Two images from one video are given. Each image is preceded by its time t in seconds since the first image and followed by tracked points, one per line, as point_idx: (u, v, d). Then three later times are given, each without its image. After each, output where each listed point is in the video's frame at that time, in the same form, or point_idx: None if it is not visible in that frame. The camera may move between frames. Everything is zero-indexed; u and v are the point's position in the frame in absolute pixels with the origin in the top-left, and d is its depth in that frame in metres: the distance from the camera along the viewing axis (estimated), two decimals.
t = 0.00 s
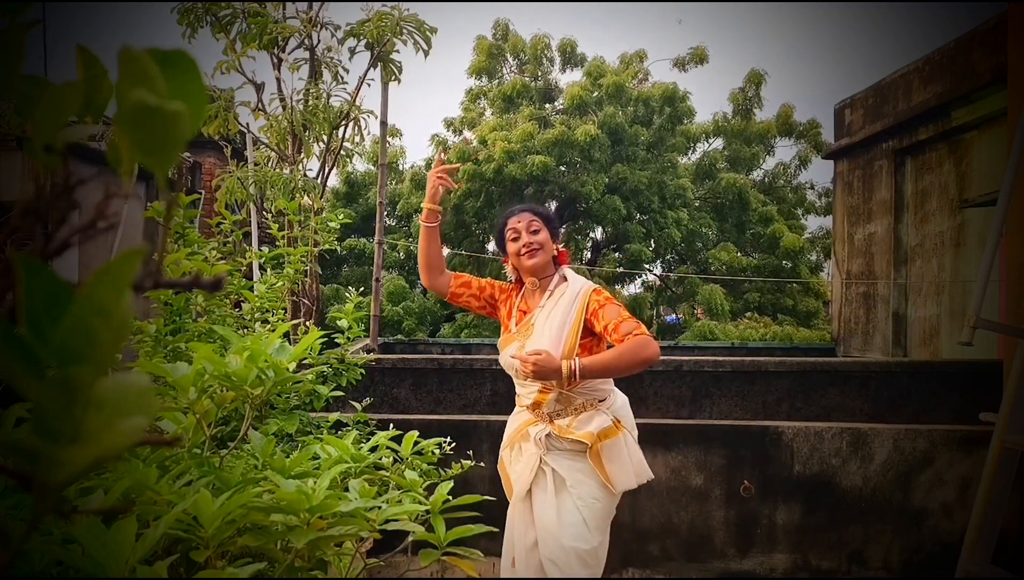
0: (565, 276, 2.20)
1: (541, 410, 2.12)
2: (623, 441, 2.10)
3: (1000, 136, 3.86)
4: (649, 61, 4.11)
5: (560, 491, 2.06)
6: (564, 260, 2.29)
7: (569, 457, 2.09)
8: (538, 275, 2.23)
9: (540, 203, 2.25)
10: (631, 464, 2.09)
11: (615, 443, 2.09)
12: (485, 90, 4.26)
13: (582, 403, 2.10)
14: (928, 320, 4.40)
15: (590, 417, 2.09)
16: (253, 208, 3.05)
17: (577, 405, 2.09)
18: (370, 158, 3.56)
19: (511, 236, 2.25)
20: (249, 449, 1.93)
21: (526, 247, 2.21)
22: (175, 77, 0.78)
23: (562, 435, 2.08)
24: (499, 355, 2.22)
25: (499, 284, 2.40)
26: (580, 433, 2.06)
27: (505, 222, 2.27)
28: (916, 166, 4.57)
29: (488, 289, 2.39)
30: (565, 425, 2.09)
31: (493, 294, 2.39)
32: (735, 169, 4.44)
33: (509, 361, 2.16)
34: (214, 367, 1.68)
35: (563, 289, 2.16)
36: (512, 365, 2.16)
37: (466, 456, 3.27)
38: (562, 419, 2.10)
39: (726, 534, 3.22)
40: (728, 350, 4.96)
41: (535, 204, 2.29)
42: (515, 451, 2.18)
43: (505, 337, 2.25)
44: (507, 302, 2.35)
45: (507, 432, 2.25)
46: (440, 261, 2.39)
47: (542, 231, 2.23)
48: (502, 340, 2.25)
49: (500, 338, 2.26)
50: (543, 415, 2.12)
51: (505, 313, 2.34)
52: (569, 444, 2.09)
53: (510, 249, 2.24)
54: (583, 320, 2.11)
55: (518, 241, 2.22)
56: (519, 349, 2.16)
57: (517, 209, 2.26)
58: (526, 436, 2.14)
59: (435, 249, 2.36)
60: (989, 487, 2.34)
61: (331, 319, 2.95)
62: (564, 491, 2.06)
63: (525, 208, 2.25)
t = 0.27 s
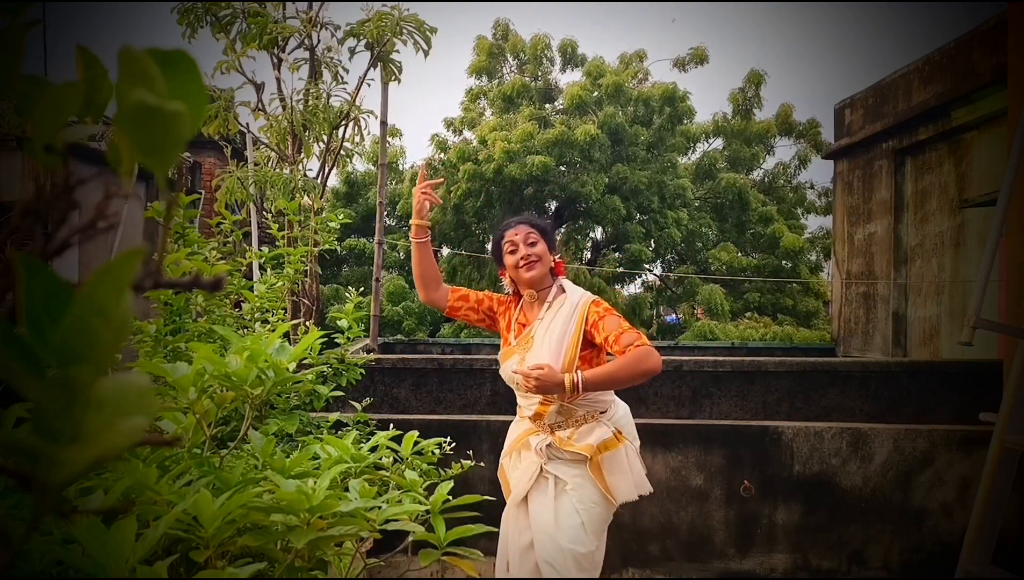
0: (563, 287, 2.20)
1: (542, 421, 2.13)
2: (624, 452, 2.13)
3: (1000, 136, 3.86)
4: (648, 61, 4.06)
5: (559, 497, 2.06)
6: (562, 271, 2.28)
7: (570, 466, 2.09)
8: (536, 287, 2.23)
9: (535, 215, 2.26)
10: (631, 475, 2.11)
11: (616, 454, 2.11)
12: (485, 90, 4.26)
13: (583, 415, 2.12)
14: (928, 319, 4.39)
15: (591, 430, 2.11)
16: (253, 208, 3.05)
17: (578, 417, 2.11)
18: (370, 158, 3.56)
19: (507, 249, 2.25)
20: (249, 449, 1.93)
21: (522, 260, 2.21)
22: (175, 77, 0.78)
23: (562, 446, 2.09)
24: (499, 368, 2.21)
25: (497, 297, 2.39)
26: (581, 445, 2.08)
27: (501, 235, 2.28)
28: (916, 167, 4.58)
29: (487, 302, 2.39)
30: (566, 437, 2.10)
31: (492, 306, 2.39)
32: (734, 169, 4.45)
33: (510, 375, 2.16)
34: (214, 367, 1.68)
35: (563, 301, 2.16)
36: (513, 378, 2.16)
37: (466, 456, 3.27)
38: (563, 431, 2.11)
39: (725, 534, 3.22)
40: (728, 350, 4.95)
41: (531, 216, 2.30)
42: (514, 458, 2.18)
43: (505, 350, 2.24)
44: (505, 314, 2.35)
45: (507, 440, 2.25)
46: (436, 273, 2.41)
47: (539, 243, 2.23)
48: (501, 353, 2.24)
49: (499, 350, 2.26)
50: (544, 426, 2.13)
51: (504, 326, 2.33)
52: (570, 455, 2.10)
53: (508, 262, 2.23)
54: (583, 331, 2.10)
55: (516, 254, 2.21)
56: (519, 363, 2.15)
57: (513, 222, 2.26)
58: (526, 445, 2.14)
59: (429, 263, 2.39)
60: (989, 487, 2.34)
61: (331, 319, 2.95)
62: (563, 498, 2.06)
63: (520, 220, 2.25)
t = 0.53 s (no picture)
0: (565, 293, 2.20)
1: (545, 427, 2.14)
2: (624, 459, 2.14)
3: (999, 136, 3.86)
4: (649, 62, 4.07)
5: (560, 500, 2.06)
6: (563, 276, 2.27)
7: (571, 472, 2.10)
8: (539, 295, 2.22)
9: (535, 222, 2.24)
10: (633, 481, 2.12)
11: (618, 461, 2.12)
12: (485, 90, 4.25)
13: (586, 422, 2.13)
14: (928, 319, 4.39)
15: (594, 436, 2.12)
16: (253, 208, 3.04)
17: (581, 424, 2.12)
18: (370, 158, 3.55)
19: (507, 257, 2.23)
20: (249, 449, 1.93)
21: (523, 268, 2.20)
22: (175, 77, 0.78)
23: (564, 452, 2.10)
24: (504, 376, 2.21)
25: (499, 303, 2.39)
26: (584, 452, 2.09)
27: (501, 242, 2.26)
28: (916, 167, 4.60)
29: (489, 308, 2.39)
30: (568, 443, 2.11)
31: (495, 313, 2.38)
32: (734, 170, 4.46)
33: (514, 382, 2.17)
34: (213, 367, 1.68)
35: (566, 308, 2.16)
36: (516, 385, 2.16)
37: (466, 456, 3.27)
38: (566, 437, 2.13)
39: (726, 534, 3.22)
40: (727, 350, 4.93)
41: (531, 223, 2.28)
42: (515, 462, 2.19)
43: (508, 356, 2.25)
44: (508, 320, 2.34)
45: (508, 445, 2.26)
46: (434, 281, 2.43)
47: (539, 251, 2.22)
48: (505, 360, 2.24)
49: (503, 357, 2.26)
50: (546, 432, 2.14)
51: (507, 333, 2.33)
52: (572, 461, 2.10)
53: (509, 270, 2.22)
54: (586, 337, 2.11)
55: (517, 263, 2.20)
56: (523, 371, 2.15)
57: (512, 229, 2.25)
58: (528, 449, 2.15)
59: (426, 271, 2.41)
60: (989, 487, 2.34)
61: (331, 319, 2.95)
62: (564, 501, 2.06)
63: (520, 227, 2.23)
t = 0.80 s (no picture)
0: (572, 287, 2.20)
1: (550, 421, 2.13)
2: (627, 456, 2.14)
3: (999, 136, 3.83)
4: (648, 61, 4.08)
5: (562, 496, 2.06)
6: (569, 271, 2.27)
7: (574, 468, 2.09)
8: (547, 291, 2.22)
9: (539, 219, 2.25)
10: (634, 478, 2.13)
11: (621, 458, 2.13)
12: (486, 90, 4.43)
13: (592, 417, 2.12)
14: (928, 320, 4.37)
15: (598, 432, 2.11)
16: (253, 208, 3.05)
17: (587, 419, 2.11)
18: (370, 157, 3.56)
19: (513, 255, 2.25)
20: (248, 449, 1.93)
21: (529, 265, 2.21)
22: (176, 77, 0.78)
23: (568, 447, 2.09)
24: (512, 371, 2.20)
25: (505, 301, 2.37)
26: (588, 447, 2.08)
27: (506, 242, 2.28)
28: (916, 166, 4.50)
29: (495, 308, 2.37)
30: (573, 438, 2.09)
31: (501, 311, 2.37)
32: (734, 169, 4.65)
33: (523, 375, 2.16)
34: (213, 367, 1.68)
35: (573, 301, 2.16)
36: (525, 377, 2.15)
37: (466, 456, 3.27)
38: (570, 431, 2.11)
39: (725, 534, 3.22)
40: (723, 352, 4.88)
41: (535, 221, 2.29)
42: (515, 459, 2.18)
43: (516, 351, 2.24)
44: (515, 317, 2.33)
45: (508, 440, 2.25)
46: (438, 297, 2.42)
47: (545, 247, 2.23)
48: (513, 355, 2.24)
49: (511, 354, 2.25)
50: (551, 427, 2.13)
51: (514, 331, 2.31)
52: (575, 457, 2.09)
53: (515, 270, 2.23)
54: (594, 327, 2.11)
55: (524, 262, 2.21)
56: (531, 365, 2.14)
57: (517, 228, 2.27)
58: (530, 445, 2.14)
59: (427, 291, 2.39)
60: (989, 487, 2.34)
61: (331, 319, 2.95)
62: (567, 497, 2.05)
63: (524, 225, 2.25)
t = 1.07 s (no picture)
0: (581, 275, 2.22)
1: (552, 405, 2.13)
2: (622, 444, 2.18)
3: (1000, 136, 3.82)
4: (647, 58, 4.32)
5: (559, 487, 2.07)
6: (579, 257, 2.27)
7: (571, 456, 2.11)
8: (558, 278, 2.22)
9: (551, 207, 2.24)
10: (627, 466, 2.18)
11: (618, 445, 2.17)
12: (485, 90, 4.36)
13: (593, 402, 2.14)
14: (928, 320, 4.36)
15: (598, 418, 2.14)
16: (253, 208, 3.05)
17: (589, 403, 2.13)
18: (370, 157, 3.55)
19: (524, 242, 2.23)
20: (249, 449, 1.93)
21: (542, 251, 2.19)
22: (176, 77, 0.78)
23: (569, 432, 2.10)
24: (518, 354, 2.18)
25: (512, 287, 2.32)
26: (590, 432, 2.10)
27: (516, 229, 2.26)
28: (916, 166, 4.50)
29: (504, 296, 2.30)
30: (575, 422, 2.11)
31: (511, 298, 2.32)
32: (734, 169, 4.82)
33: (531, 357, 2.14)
34: (213, 367, 1.68)
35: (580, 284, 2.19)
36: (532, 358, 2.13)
37: (466, 456, 3.27)
38: (572, 415, 2.12)
39: (726, 534, 3.22)
40: (725, 352, 4.89)
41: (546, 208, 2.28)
42: (510, 447, 2.16)
43: (522, 334, 2.21)
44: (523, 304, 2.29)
45: (502, 427, 2.23)
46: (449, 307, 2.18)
47: (557, 234, 2.22)
48: (518, 339, 2.21)
49: (516, 338, 2.22)
50: (552, 411, 2.12)
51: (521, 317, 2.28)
52: (575, 442, 2.11)
53: (525, 258, 2.22)
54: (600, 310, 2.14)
55: (534, 251, 2.20)
56: (540, 346, 2.13)
57: (528, 214, 2.24)
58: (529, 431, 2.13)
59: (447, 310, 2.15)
60: (989, 487, 2.34)
61: (331, 319, 2.95)
62: (564, 488, 2.06)
63: (536, 213, 2.23)
